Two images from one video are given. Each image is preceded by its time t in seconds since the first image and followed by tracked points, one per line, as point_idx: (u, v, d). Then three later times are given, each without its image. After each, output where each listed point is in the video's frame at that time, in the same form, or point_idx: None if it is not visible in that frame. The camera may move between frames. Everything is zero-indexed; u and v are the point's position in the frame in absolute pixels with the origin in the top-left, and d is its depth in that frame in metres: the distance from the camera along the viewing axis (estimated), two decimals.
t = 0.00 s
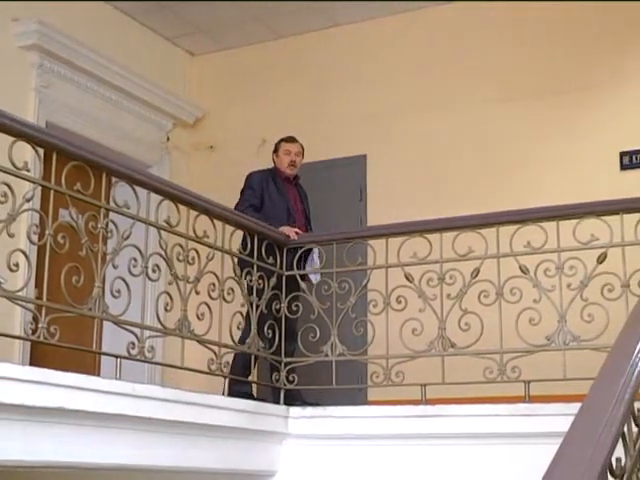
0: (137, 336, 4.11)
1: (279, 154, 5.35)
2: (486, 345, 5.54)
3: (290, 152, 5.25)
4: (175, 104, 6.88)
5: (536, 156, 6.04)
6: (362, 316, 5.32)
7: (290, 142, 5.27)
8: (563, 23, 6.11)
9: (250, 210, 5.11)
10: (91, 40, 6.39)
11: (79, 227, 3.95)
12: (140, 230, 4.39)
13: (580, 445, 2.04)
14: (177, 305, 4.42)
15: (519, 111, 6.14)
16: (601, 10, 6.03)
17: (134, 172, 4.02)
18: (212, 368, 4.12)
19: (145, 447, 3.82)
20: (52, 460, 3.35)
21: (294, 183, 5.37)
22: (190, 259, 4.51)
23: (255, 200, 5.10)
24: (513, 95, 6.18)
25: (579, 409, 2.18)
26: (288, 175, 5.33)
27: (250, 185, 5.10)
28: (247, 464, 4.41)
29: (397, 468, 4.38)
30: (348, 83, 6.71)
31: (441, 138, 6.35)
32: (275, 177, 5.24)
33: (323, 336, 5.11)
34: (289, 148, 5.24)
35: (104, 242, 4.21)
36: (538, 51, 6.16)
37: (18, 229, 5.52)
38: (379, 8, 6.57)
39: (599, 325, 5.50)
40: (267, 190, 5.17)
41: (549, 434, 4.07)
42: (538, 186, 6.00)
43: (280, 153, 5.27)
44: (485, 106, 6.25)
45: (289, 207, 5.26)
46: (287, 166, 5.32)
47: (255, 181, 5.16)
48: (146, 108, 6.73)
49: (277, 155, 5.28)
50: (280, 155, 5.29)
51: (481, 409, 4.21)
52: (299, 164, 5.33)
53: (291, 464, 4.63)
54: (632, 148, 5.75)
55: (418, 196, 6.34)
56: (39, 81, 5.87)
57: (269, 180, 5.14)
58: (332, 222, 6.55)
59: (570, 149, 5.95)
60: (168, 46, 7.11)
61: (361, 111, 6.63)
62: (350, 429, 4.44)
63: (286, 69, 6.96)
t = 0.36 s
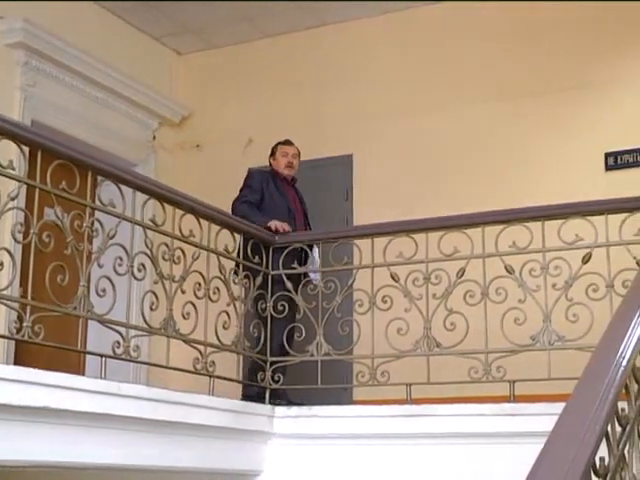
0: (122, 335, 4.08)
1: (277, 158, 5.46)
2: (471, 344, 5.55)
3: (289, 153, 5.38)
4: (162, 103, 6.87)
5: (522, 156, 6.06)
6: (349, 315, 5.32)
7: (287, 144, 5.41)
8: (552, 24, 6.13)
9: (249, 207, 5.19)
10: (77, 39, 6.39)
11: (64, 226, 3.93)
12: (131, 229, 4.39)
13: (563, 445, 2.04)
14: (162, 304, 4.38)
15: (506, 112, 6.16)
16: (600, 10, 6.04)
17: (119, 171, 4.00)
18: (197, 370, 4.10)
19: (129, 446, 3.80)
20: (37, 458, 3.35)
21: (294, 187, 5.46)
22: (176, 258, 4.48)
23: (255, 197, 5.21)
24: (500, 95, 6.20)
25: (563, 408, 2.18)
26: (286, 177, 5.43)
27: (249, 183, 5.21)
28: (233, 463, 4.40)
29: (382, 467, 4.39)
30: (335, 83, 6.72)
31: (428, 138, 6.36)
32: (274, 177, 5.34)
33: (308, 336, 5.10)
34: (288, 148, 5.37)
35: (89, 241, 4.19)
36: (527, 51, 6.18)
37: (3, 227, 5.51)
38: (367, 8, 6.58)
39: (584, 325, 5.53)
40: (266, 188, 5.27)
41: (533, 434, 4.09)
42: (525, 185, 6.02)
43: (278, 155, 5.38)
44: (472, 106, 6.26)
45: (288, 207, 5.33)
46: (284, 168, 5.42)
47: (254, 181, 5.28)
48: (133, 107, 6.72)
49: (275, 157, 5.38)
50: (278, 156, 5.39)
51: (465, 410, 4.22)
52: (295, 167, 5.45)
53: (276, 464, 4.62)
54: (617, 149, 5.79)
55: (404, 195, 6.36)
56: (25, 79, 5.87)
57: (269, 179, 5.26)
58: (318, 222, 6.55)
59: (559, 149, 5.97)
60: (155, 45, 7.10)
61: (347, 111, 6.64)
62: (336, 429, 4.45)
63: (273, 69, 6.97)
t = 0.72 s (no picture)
0: (109, 333, 4.07)
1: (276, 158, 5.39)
2: (458, 343, 5.57)
3: (289, 154, 5.35)
4: (149, 100, 6.85)
5: (508, 155, 6.08)
6: (336, 314, 5.31)
7: (287, 146, 5.38)
8: (538, 24, 6.15)
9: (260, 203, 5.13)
10: (64, 36, 6.37)
11: (50, 224, 3.91)
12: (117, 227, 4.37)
13: (550, 445, 2.04)
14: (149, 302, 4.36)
15: (493, 111, 6.17)
16: (586, 9, 6.06)
17: (105, 169, 3.99)
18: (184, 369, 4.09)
19: (115, 444, 3.79)
20: (22, 457, 3.33)
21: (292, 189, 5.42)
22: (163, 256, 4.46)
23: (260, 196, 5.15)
24: (487, 94, 6.21)
25: (551, 407, 2.19)
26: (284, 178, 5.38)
27: (253, 180, 5.16)
28: (220, 461, 4.39)
29: (369, 466, 4.39)
30: (322, 81, 6.72)
31: (415, 137, 6.37)
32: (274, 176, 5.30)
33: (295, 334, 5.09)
34: (288, 150, 5.34)
35: (76, 239, 4.17)
36: (513, 50, 6.19)
37: None
38: (354, 6, 6.59)
39: (570, 323, 5.56)
40: (270, 185, 5.23)
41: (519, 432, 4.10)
42: (512, 185, 6.04)
43: (276, 156, 5.34)
44: (459, 106, 6.27)
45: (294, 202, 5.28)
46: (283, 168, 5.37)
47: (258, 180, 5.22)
48: (120, 104, 6.70)
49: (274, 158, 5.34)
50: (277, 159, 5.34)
51: (452, 408, 4.23)
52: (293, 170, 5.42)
53: (263, 463, 4.62)
54: (603, 149, 5.81)
55: (391, 194, 6.37)
56: (11, 77, 5.84)
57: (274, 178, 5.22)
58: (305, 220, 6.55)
59: (545, 148, 5.99)
60: (141, 42, 7.09)
61: (334, 109, 6.64)
62: (323, 428, 4.45)
63: (260, 67, 6.96)
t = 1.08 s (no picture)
0: (98, 332, 4.05)
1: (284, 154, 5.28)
2: (447, 342, 5.58)
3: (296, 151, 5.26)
4: (139, 98, 6.85)
5: (499, 154, 6.09)
6: (326, 313, 5.31)
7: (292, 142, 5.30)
8: (527, 24, 6.18)
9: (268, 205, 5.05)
10: (54, 34, 6.36)
11: (40, 222, 3.90)
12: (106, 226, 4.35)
13: (539, 446, 2.04)
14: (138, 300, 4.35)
15: (482, 110, 6.19)
16: (573, 10, 6.09)
17: (93, 167, 3.97)
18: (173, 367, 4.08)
19: (103, 443, 3.78)
20: (11, 456, 3.32)
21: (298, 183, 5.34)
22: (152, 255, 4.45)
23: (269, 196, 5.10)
24: (476, 94, 6.23)
25: (540, 406, 2.19)
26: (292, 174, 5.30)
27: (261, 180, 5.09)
28: (209, 460, 4.39)
29: (358, 464, 4.40)
30: (312, 80, 6.73)
31: (404, 136, 6.38)
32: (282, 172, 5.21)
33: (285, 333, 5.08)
34: (295, 144, 5.27)
35: (65, 237, 4.15)
36: (501, 50, 6.22)
37: None
38: (343, 5, 6.60)
39: (559, 323, 5.58)
40: (279, 184, 5.15)
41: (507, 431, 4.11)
42: (501, 184, 6.05)
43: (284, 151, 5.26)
44: (448, 105, 6.29)
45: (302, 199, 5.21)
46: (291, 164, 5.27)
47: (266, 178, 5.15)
48: (110, 102, 6.69)
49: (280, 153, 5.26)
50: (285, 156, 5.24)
51: (440, 406, 4.23)
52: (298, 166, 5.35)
53: (253, 462, 4.62)
54: (591, 149, 5.84)
55: (381, 193, 6.38)
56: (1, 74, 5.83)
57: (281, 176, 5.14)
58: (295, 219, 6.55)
59: (534, 148, 6.01)
60: (131, 40, 7.08)
61: (324, 108, 6.65)
62: (312, 427, 4.45)
63: (249, 66, 6.97)
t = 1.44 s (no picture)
0: (83, 329, 4.03)
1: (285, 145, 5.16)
2: (431, 341, 5.60)
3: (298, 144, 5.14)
4: (125, 95, 6.83)
5: (486, 153, 6.10)
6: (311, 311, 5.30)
7: (294, 132, 5.19)
8: (511, 23, 6.20)
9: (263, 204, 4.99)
10: (39, 31, 6.34)
11: (24, 219, 3.88)
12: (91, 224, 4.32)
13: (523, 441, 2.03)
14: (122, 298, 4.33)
15: (467, 109, 6.21)
16: (558, 9, 6.12)
17: (77, 162, 3.95)
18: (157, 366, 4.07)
19: (88, 441, 3.77)
20: None
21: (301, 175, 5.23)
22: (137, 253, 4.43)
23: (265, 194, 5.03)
24: (461, 92, 6.25)
25: (525, 403, 2.18)
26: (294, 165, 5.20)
27: (258, 177, 5.01)
28: (195, 458, 4.38)
29: (342, 461, 4.40)
30: (298, 78, 6.73)
31: (390, 134, 6.39)
32: (281, 168, 5.11)
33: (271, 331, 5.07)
34: (297, 136, 5.16)
35: (49, 235, 4.13)
36: (486, 50, 6.24)
37: None
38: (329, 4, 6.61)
39: (544, 321, 5.60)
40: (277, 180, 5.06)
41: (491, 429, 4.12)
42: (486, 183, 6.07)
43: (285, 143, 5.16)
44: (434, 103, 6.30)
45: (301, 197, 5.12)
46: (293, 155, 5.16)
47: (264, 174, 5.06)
48: (96, 99, 6.68)
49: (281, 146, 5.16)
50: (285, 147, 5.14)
51: (425, 404, 4.24)
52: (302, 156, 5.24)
53: (238, 460, 4.61)
54: (576, 148, 5.87)
55: (366, 191, 6.38)
56: None
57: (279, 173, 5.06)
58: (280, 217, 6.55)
59: (519, 147, 6.03)
60: (117, 37, 7.08)
61: (310, 106, 6.65)
62: (297, 424, 4.45)
63: (235, 63, 6.97)
